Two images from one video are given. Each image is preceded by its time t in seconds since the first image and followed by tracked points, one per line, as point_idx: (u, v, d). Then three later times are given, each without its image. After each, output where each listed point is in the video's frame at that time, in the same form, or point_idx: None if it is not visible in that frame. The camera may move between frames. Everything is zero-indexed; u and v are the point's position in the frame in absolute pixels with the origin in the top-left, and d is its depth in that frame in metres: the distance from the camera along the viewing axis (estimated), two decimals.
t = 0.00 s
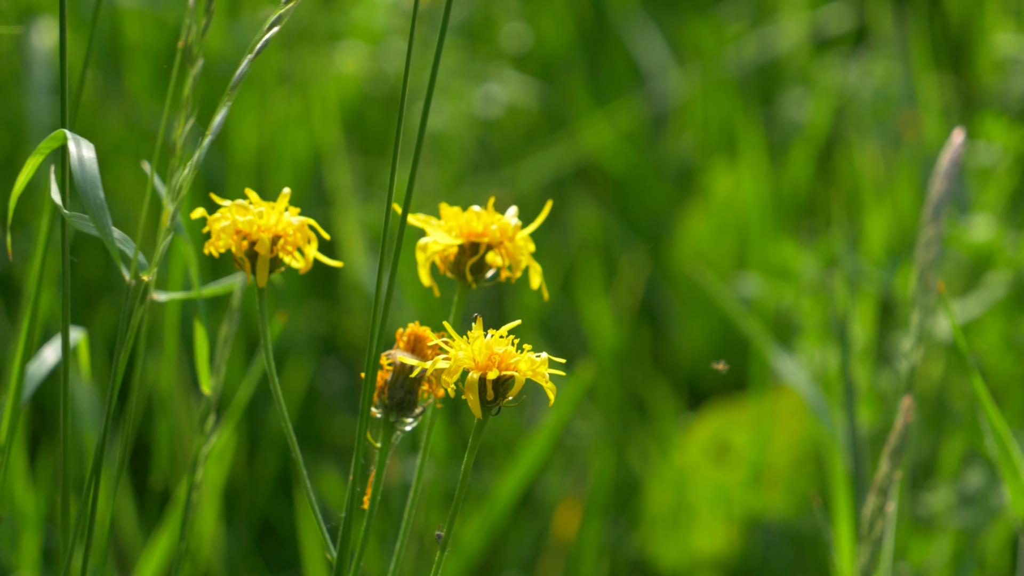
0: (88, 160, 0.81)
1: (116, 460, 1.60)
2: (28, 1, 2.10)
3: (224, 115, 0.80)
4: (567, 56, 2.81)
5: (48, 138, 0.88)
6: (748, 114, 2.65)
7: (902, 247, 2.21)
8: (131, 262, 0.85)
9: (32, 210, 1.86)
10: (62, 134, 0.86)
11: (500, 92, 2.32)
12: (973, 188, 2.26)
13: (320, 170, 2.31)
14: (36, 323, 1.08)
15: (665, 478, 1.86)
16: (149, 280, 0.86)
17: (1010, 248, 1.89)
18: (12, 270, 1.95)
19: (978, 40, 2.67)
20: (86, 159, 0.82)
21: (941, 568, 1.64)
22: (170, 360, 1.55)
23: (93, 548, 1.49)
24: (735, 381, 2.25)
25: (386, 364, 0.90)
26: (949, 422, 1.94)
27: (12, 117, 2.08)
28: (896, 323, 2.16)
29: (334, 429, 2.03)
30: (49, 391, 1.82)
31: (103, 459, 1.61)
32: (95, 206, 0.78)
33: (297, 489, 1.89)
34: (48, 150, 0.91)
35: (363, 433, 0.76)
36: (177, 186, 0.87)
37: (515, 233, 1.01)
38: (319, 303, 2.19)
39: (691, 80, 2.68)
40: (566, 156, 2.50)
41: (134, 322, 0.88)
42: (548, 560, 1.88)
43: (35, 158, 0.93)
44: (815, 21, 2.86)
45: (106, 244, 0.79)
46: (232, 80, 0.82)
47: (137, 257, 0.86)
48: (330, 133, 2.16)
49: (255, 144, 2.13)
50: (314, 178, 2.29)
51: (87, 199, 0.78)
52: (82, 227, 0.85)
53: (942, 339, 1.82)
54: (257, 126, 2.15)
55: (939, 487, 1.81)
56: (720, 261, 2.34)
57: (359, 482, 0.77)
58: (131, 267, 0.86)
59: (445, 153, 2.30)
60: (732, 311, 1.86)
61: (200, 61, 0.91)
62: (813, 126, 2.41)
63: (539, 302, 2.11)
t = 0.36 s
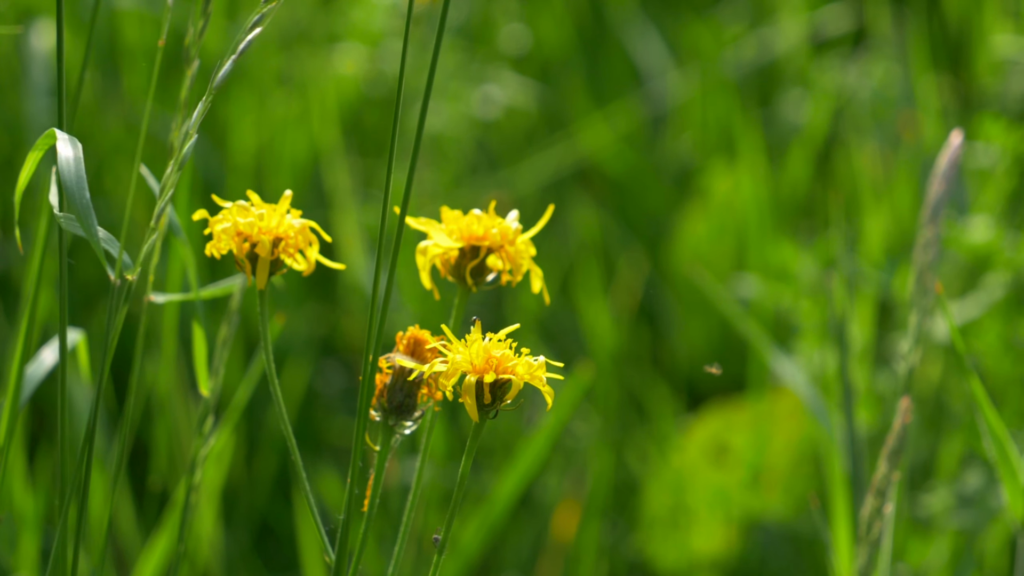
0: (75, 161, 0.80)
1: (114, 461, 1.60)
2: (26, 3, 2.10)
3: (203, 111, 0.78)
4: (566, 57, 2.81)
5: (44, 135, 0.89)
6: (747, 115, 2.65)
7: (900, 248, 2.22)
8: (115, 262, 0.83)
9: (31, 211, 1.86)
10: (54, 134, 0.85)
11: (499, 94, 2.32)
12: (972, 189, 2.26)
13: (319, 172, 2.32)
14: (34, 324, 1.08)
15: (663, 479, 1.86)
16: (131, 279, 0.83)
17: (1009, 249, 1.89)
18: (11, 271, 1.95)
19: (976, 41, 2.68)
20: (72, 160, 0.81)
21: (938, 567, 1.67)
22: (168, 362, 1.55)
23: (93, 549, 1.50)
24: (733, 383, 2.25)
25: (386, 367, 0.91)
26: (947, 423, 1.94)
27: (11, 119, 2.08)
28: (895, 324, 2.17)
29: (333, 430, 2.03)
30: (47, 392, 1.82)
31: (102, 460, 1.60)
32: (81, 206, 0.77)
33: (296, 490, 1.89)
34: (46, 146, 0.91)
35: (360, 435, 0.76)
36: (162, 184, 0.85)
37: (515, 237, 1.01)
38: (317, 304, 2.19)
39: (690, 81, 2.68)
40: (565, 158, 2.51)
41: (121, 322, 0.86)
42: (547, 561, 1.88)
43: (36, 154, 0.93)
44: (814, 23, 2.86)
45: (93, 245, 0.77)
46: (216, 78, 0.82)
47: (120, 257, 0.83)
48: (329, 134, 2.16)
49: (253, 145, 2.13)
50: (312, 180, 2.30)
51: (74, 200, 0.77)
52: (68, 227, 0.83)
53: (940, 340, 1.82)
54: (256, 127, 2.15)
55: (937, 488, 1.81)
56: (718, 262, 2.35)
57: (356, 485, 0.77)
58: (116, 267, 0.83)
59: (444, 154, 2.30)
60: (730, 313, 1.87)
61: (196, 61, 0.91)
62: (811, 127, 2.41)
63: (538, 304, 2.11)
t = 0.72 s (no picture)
0: (67, 163, 0.81)
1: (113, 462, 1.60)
2: (25, 5, 2.10)
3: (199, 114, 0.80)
4: (565, 59, 2.81)
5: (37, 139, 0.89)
6: (746, 117, 2.66)
7: (899, 249, 2.22)
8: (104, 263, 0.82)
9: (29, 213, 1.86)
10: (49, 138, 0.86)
11: (497, 96, 2.33)
12: (970, 190, 2.27)
13: (318, 173, 2.32)
14: (32, 326, 1.08)
15: (662, 480, 1.86)
16: (119, 278, 0.83)
17: (1008, 251, 1.89)
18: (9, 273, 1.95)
19: (974, 43, 2.68)
20: (65, 161, 0.81)
21: (937, 568, 1.68)
22: (167, 364, 1.55)
23: (92, 550, 1.50)
24: (730, 384, 2.25)
25: (385, 369, 0.91)
26: (946, 424, 1.94)
27: (10, 120, 2.08)
28: (893, 326, 2.17)
29: (332, 432, 2.02)
30: (46, 394, 1.82)
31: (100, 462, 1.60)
32: (72, 207, 0.77)
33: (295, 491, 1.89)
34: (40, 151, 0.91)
35: (358, 437, 0.76)
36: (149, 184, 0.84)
37: (517, 241, 1.01)
38: (316, 306, 2.19)
39: (689, 83, 2.68)
40: (563, 159, 2.51)
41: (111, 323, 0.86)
42: (546, 562, 1.88)
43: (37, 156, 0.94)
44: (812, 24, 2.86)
45: (82, 245, 0.78)
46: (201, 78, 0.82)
47: (109, 258, 0.83)
48: (327, 136, 2.16)
49: (252, 147, 2.13)
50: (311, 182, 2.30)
51: (63, 199, 0.77)
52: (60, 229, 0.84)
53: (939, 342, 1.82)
54: (255, 129, 2.15)
55: (936, 489, 1.81)
56: (717, 264, 2.35)
57: (353, 488, 0.77)
58: (106, 268, 0.83)
59: (442, 155, 2.30)
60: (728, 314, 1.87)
61: (195, 65, 0.92)
62: (810, 128, 2.41)
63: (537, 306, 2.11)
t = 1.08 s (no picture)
0: (54, 163, 0.80)
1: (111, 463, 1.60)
2: (24, 6, 2.10)
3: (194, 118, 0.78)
4: (563, 60, 2.81)
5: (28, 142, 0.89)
6: (744, 118, 2.66)
7: (897, 251, 2.22)
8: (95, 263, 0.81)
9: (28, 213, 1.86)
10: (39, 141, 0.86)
11: (496, 97, 2.33)
12: (969, 191, 2.27)
13: (317, 175, 2.32)
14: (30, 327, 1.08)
15: (661, 482, 1.86)
16: (108, 278, 0.83)
17: (1007, 252, 1.89)
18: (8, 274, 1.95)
19: (973, 44, 2.69)
20: (53, 162, 0.81)
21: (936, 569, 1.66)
22: (165, 365, 1.55)
23: (91, 551, 1.50)
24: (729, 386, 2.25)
25: (382, 371, 0.91)
26: (945, 426, 1.94)
27: (9, 121, 2.08)
28: (891, 327, 2.17)
29: (330, 434, 2.03)
30: (44, 395, 1.82)
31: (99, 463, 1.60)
32: (61, 207, 0.77)
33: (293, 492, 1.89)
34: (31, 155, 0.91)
35: (356, 439, 0.76)
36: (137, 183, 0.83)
37: (518, 244, 1.02)
38: (315, 307, 2.19)
39: (688, 84, 2.68)
40: (562, 160, 2.51)
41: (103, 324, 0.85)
42: (544, 564, 1.88)
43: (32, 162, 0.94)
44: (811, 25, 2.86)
45: (70, 245, 0.77)
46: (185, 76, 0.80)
47: (100, 258, 0.82)
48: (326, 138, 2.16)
49: (250, 148, 2.13)
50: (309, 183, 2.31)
51: (53, 200, 0.77)
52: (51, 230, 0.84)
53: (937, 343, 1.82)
54: (253, 130, 2.15)
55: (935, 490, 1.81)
56: (715, 265, 2.36)
57: (351, 490, 0.77)
58: (96, 269, 0.82)
59: (442, 156, 2.30)
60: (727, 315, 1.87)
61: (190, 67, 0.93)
62: (809, 130, 2.41)
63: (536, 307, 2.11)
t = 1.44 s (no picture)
0: (50, 164, 0.80)
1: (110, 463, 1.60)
2: (23, 7, 2.10)
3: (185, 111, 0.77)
4: (562, 61, 2.81)
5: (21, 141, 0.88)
6: (743, 118, 2.66)
7: (896, 251, 2.22)
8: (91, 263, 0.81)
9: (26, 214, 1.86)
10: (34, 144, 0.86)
11: (495, 98, 2.33)
12: (968, 192, 2.26)
13: (316, 176, 2.32)
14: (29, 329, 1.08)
15: (660, 482, 1.86)
16: (105, 278, 0.82)
17: (1005, 253, 1.89)
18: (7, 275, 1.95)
19: (972, 45, 2.69)
20: (48, 162, 0.81)
21: (935, 570, 1.65)
22: (164, 365, 1.55)
23: (89, 552, 1.50)
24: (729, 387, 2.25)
25: (381, 372, 0.91)
26: (944, 426, 1.94)
27: (8, 122, 2.08)
28: (890, 327, 2.17)
29: (329, 434, 2.02)
30: (43, 396, 1.82)
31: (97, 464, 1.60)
32: (57, 208, 0.77)
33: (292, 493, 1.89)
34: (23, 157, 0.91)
35: (354, 439, 0.76)
36: (133, 183, 0.82)
37: (515, 244, 1.01)
38: (314, 308, 2.19)
39: (687, 85, 2.68)
40: (561, 162, 2.51)
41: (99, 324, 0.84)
42: (543, 565, 1.88)
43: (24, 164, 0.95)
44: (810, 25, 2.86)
45: (65, 245, 0.77)
46: (181, 75, 0.79)
47: (96, 258, 0.82)
48: (325, 138, 2.16)
49: (249, 149, 2.13)
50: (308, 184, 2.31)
51: (48, 200, 0.77)
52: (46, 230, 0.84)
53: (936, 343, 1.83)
54: (252, 131, 2.15)
55: (934, 491, 1.80)
56: (715, 266, 2.36)
57: (350, 491, 0.76)
58: (92, 270, 0.82)
59: (441, 157, 2.30)
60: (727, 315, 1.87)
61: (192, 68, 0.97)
62: (808, 130, 2.41)
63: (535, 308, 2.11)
